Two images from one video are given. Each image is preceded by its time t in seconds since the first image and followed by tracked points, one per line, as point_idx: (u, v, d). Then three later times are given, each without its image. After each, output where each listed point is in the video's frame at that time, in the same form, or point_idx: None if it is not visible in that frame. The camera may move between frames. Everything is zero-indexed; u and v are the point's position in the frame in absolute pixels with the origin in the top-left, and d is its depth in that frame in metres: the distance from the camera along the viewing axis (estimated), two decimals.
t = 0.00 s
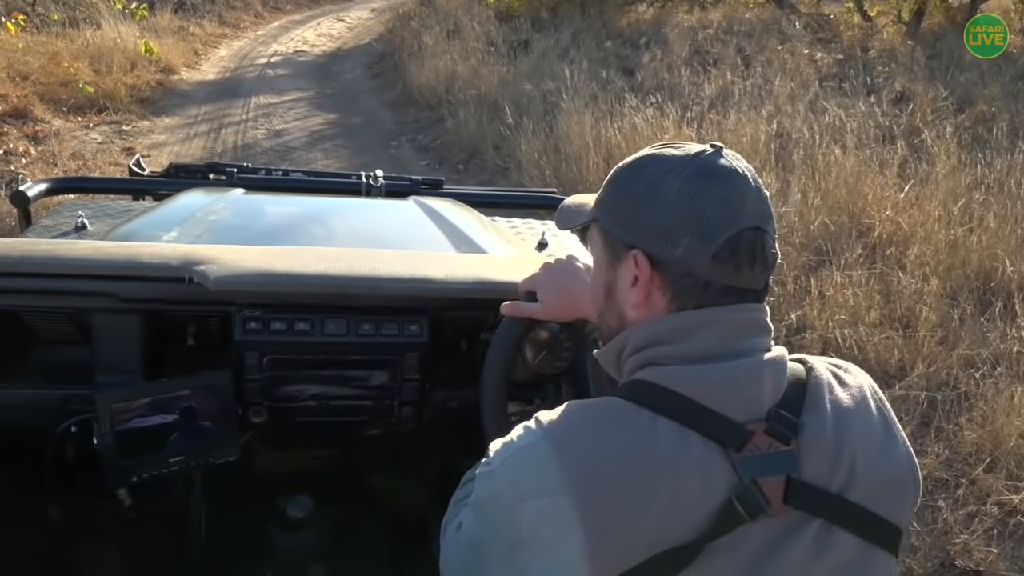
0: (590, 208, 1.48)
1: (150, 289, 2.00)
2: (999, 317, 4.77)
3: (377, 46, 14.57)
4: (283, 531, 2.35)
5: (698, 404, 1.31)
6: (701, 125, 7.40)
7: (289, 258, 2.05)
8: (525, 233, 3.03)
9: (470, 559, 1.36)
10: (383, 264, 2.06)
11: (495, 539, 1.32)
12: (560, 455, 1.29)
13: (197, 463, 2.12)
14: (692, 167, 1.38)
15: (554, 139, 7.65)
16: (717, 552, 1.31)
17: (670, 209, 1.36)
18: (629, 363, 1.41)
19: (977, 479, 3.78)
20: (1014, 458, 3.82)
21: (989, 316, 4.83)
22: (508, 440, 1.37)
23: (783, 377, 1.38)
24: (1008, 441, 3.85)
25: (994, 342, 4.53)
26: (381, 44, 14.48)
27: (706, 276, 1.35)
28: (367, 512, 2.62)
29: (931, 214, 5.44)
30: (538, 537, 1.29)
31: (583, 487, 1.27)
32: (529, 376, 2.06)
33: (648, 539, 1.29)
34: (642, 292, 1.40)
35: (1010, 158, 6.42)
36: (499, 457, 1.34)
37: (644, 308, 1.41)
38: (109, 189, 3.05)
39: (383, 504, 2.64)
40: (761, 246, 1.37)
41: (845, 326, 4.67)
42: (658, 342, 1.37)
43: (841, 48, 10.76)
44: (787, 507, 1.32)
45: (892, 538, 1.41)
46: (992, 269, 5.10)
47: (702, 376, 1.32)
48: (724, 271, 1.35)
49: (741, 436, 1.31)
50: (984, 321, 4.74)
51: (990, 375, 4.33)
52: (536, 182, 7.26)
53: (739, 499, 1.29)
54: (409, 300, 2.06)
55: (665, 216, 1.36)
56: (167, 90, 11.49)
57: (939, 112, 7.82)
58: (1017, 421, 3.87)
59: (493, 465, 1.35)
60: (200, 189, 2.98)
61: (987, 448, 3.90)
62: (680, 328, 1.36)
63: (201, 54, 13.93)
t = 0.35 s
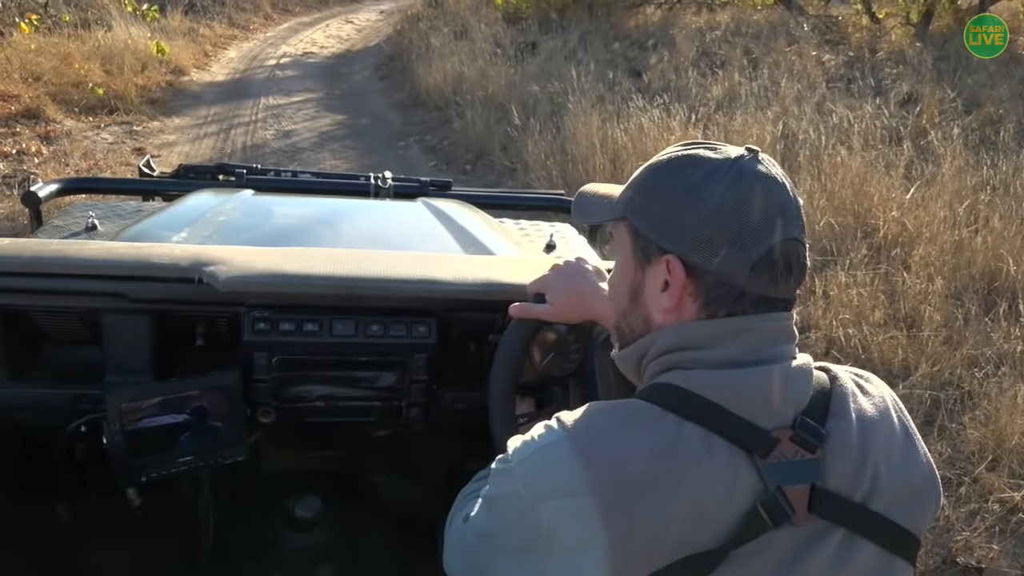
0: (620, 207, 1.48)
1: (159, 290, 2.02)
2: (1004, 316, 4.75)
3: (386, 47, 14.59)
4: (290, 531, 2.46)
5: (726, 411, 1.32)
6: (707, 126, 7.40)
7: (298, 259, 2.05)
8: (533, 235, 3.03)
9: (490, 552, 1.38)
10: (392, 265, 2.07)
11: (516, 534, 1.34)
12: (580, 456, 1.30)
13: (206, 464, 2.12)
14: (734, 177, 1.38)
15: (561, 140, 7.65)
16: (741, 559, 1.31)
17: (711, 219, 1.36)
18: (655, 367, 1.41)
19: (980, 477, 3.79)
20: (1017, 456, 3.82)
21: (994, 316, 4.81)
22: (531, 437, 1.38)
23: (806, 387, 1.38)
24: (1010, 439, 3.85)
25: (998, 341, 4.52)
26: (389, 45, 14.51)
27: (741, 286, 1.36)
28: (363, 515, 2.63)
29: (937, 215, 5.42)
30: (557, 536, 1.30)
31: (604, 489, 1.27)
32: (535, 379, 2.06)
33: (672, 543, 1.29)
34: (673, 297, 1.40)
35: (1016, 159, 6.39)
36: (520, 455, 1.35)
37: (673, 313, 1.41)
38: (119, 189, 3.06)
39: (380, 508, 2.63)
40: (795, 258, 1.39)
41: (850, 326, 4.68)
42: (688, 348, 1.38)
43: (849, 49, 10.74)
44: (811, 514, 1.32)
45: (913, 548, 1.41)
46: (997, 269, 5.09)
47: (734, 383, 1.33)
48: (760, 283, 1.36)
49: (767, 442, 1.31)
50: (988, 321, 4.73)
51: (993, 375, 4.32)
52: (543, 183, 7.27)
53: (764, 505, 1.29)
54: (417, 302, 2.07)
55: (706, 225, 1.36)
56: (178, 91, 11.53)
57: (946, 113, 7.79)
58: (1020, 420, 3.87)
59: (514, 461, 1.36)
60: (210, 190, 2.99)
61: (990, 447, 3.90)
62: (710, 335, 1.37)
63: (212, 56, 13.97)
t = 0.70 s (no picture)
0: (620, 210, 1.47)
1: (165, 292, 2.02)
2: (1003, 315, 4.74)
3: (390, 50, 14.61)
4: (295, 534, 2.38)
5: (728, 417, 1.32)
6: (709, 128, 7.40)
7: (303, 263, 2.06)
8: (537, 238, 3.03)
9: (489, 558, 1.38)
10: (396, 269, 2.06)
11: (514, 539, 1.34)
12: (580, 461, 1.30)
13: (210, 467, 2.15)
14: (736, 183, 1.38)
15: (564, 142, 7.65)
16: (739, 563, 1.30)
17: (714, 225, 1.36)
18: (655, 373, 1.41)
19: (977, 473, 3.79)
20: (1014, 452, 3.82)
21: (993, 315, 4.80)
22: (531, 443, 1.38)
23: (805, 392, 1.38)
24: (1007, 436, 3.85)
25: (996, 339, 4.51)
26: (393, 49, 14.53)
27: (744, 293, 1.36)
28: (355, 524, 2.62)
29: (937, 215, 5.40)
30: (555, 540, 1.29)
31: (603, 493, 1.27)
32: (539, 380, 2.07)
33: (671, 547, 1.29)
34: (675, 304, 1.40)
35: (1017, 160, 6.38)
36: (519, 461, 1.36)
37: (674, 319, 1.41)
38: (124, 192, 3.07)
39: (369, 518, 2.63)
40: (795, 266, 1.39)
41: (851, 325, 4.68)
42: (689, 355, 1.37)
43: (851, 52, 10.74)
44: (810, 518, 1.32)
45: (914, 549, 1.41)
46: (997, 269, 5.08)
47: (736, 390, 1.33)
48: (761, 289, 1.36)
49: (766, 446, 1.31)
50: (986, 320, 4.72)
51: (991, 373, 4.31)
52: (545, 184, 7.27)
53: (762, 508, 1.29)
54: (422, 305, 2.07)
55: (710, 232, 1.36)
56: (183, 94, 11.56)
57: (947, 114, 7.77)
58: (1017, 417, 3.87)
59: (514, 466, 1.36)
60: (214, 193, 3.00)
61: (987, 444, 3.90)
62: (713, 341, 1.37)
63: (217, 59, 14.00)
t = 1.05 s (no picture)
0: (611, 230, 1.47)
1: (166, 298, 2.02)
2: (998, 319, 4.74)
3: (393, 57, 14.64)
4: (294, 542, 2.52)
5: (738, 425, 1.32)
6: (708, 135, 7.41)
7: (305, 269, 2.06)
8: (539, 245, 3.03)
9: None
10: (399, 276, 2.07)
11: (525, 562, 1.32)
12: (594, 480, 1.28)
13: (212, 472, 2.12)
14: (727, 187, 1.39)
15: (565, 148, 7.66)
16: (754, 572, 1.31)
17: (710, 231, 1.37)
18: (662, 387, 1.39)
19: (970, 474, 3.79)
20: (1007, 454, 3.82)
21: (987, 319, 4.80)
22: (537, 462, 1.36)
23: (812, 399, 1.39)
24: (1001, 437, 3.85)
25: (990, 342, 4.51)
26: (396, 56, 14.55)
27: (747, 294, 1.37)
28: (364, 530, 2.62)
29: (933, 221, 5.41)
30: (572, 560, 1.28)
31: (620, 511, 1.26)
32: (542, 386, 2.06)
33: (687, 559, 1.29)
34: (680, 314, 1.39)
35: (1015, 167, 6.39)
36: (525, 484, 1.33)
37: (679, 330, 1.40)
38: (129, 198, 3.09)
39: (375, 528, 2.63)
40: (791, 261, 1.41)
41: (840, 328, 4.69)
42: (696, 365, 1.36)
43: (851, 60, 10.75)
44: (823, 524, 1.33)
45: (924, 552, 1.41)
46: (992, 274, 5.08)
47: (744, 396, 1.32)
48: (761, 288, 1.37)
49: (776, 453, 1.31)
50: (980, 324, 4.72)
51: (985, 376, 4.31)
52: (546, 190, 7.27)
53: (776, 517, 1.29)
54: (425, 311, 2.07)
55: (708, 239, 1.36)
56: (188, 100, 11.59)
57: (946, 122, 7.78)
58: (1010, 418, 3.87)
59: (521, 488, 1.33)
60: (217, 199, 3.01)
61: (980, 446, 3.90)
62: (718, 348, 1.37)
63: (221, 66, 14.03)
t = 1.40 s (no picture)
0: (596, 245, 1.46)
1: (168, 304, 2.03)
2: (989, 320, 4.75)
3: (393, 64, 14.66)
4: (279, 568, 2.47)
5: (728, 442, 1.32)
6: (705, 140, 7.42)
7: (306, 274, 2.07)
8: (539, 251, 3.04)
9: None
10: (401, 281, 2.07)
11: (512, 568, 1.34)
12: (582, 500, 1.29)
13: (212, 477, 2.14)
14: (710, 200, 1.38)
15: (563, 153, 7.67)
16: None
17: (697, 244, 1.36)
18: (651, 402, 1.40)
19: (958, 472, 3.80)
20: (994, 452, 3.83)
21: (978, 321, 4.81)
22: (529, 470, 1.36)
23: (806, 415, 1.38)
24: (988, 436, 3.86)
25: (980, 342, 4.52)
26: (396, 62, 14.58)
27: (735, 308, 1.37)
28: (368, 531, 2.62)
29: (926, 224, 5.41)
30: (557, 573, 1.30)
31: (607, 533, 1.27)
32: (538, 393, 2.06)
33: None
34: (667, 330, 1.39)
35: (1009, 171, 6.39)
36: (516, 494, 1.33)
37: (668, 345, 1.40)
38: (128, 204, 3.09)
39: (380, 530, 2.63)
40: (780, 270, 1.40)
41: (830, 328, 4.69)
42: (684, 380, 1.37)
43: (848, 67, 10.76)
44: (813, 545, 1.33)
45: (917, 566, 1.42)
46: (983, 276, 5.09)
47: (732, 412, 1.33)
48: (750, 300, 1.36)
49: (769, 473, 1.31)
50: (970, 325, 4.74)
51: (974, 376, 4.32)
52: (544, 194, 7.28)
53: (765, 539, 1.30)
54: (425, 317, 2.07)
55: (692, 255, 1.36)
56: (190, 105, 11.61)
57: (941, 127, 7.79)
58: (996, 417, 3.87)
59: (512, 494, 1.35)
60: (217, 204, 3.01)
61: (969, 444, 3.91)
62: (708, 363, 1.37)
63: (222, 71, 14.05)
